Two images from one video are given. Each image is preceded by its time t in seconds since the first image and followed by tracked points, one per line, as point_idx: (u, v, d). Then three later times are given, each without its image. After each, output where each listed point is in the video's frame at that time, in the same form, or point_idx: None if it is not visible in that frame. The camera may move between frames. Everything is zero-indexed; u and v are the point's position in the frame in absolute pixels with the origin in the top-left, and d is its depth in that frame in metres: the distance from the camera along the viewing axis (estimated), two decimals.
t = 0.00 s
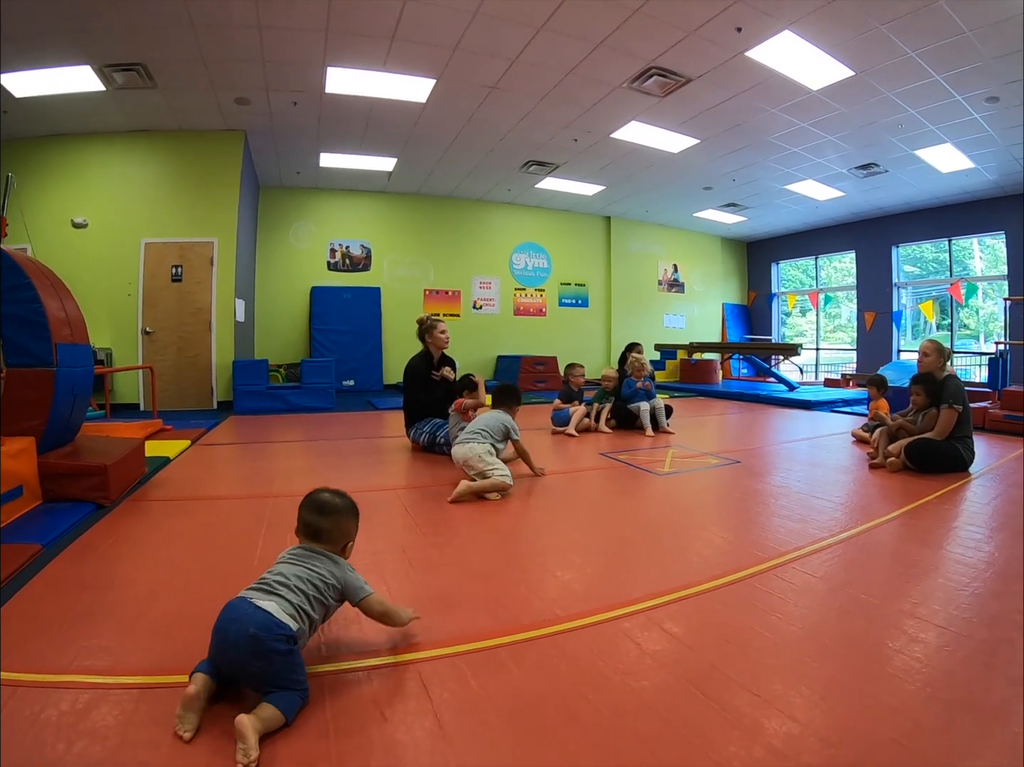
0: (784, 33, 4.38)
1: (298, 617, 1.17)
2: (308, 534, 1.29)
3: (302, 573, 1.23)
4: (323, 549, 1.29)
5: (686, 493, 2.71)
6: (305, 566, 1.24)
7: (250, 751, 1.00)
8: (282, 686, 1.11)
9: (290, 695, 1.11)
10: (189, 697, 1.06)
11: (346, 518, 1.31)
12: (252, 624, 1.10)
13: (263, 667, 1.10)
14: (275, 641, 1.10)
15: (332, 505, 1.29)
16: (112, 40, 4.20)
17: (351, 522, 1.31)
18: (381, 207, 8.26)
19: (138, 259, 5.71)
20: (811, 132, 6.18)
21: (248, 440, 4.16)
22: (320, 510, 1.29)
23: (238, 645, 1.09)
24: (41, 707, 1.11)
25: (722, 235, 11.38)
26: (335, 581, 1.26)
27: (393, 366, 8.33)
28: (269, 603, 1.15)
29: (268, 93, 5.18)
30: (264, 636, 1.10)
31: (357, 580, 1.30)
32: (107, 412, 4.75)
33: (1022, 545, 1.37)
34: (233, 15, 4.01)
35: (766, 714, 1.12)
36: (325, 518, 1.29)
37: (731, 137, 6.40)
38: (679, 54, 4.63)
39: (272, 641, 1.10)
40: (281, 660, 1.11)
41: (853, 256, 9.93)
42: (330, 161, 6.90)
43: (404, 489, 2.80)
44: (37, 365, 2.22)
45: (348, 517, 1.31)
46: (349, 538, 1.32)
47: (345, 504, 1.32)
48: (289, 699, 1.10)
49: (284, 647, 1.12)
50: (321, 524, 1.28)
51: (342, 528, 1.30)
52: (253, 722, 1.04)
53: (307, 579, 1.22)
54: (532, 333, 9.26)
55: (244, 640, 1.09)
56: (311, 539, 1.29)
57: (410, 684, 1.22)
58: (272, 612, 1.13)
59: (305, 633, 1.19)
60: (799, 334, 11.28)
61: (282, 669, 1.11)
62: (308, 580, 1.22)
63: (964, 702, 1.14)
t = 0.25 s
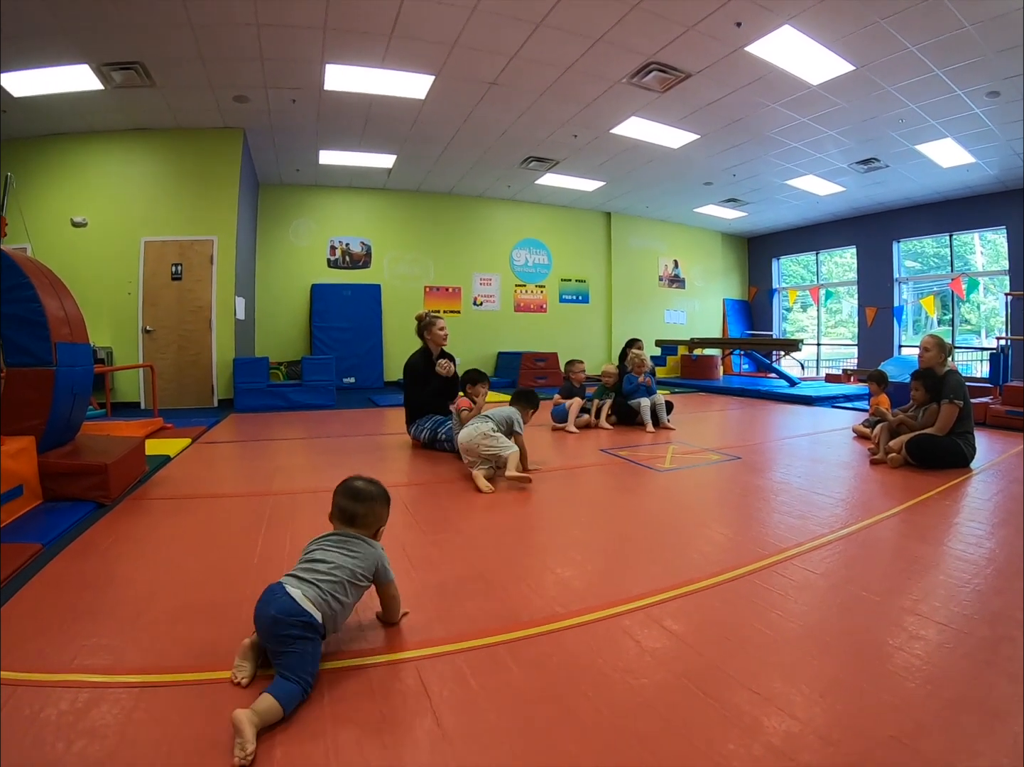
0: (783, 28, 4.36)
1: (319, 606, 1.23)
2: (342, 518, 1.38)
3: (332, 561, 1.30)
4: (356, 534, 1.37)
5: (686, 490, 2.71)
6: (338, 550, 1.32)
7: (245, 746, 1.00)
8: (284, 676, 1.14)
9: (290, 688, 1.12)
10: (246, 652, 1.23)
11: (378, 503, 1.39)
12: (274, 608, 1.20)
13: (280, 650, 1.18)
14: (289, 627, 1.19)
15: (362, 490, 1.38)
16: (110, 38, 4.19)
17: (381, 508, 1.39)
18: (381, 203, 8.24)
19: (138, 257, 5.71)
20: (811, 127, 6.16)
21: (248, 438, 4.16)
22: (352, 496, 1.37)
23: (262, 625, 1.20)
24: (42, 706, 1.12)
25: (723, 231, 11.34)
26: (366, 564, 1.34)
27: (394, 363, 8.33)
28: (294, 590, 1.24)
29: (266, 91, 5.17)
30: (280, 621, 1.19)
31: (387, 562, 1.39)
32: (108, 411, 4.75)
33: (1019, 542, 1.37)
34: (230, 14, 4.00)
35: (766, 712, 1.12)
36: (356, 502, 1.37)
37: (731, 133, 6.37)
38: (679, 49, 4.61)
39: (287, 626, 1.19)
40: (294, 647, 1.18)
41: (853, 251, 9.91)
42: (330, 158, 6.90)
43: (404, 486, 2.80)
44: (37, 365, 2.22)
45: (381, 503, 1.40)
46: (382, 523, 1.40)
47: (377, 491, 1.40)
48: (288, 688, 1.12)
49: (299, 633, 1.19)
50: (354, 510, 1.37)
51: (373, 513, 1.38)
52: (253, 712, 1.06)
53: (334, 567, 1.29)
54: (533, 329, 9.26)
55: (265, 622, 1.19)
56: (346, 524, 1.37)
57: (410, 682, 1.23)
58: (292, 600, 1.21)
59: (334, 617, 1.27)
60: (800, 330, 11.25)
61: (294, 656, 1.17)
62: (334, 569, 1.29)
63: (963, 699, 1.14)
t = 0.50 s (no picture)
0: (783, 23, 4.34)
1: (339, 592, 1.27)
2: (345, 507, 1.39)
3: (344, 548, 1.32)
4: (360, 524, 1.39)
5: (686, 485, 2.71)
6: (344, 537, 1.34)
7: (265, 732, 1.03)
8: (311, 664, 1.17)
9: (314, 674, 1.15)
10: (250, 651, 1.21)
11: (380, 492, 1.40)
12: (299, 596, 1.21)
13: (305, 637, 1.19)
14: (317, 613, 1.21)
15: (367, 480, 1.39)
16: (108, 36, 4.17)
17: (383, 498, 1.40)
18: (379, 200, 8.22)
19: (137, 256, 5.70)
20: (811, 121, 6.13)
21: (249, 435, 4.16)
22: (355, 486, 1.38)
23: (285, 614, 1.20)
24: (45, 705, 1.13)
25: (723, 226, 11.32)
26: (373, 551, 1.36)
27: (393, 360, 8.33)
28: (315, 578, 1.25)
29: (264, 88, 5.16)
30: (307, 608, 1.20)
31: (390, 550, 1.39)
32: (108, 409, 4.76)
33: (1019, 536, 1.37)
34: (227, 12, 3.99)
35: (767, 706, 1.13)
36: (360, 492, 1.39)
37: (730, 127, 6.35)
38: (678, 44, 4.59)
39: (314, 613, 1.20)
40: (320, 632, 1.20)
41: (853, 246, 9.89)
42: (328, 155, 6.87)
43: (404, 483, 2.81)
44: (36, 364, 2.22)
45: (382, 493, 1.41)
46: (384, 512, 1.41)
47: (379, 481, 1.41)
48: (313, 674, 1.14)
49: (325, 620, 1.22)
50: (357, 499, 1.38)
51: (377, 502, 1.40)
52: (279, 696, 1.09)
53: (347, 553, 1.31)
54: (533, 325, 9.26)
55: (290, 610, 1.20)
56: (348, 512, 1.38)
57: (412, 678, 1.23)
58: (317, 587, 1.23)
59: (347, 604, 1.29)
60: (800, 325, 11.24)
61: (320, 641, 1.20)
62: (349, 556, 1.31)
63: (964, 694, 1.15)
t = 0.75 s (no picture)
0: (781, 18, 4.32)
1: (343, 556, 1.39)
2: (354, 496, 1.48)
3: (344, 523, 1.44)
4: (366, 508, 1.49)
5: (685, 481, 2.72)
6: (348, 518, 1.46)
7: (313, 653, 1.26)
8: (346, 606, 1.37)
9: (351, 612, 1.36)
10: (240, 646, 1.23)
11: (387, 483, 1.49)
12: (306, 561, 1.33)
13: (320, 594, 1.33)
14: (325, 572, 1.33)
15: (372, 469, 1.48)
16: (104, 35, 4.14)
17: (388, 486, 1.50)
18: (378, 197, 8.20)
19: (135, 254, 5.69)
20: (810, 116, 6.12)
21: (249, 433, 4.17)
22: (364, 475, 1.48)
23: (295, 579, 1.31)
24: (46, 704, 1.13)
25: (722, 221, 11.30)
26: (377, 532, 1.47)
27: (393, 357, 8.33)
28: (319, 547, 1.37)
29: (262, 86, 5.13)
30: (318, 569, 1.32)
31: (389, 540, 1.48)
32: (107, 408, 4.76)
33: (1018, 532, 1.38)
34: (224, 9, 3.97)
35: (767, 701, 1.13)
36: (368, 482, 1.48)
37: (729, 123, 6.33)
38: (676, 39, 4.57)
39: (325, 572, 1.33)
40: (332, 587, 1.34)
41: (852, 241, 9.88)
42: (326, 152, 6.85)
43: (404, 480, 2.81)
44: (34, 363, 2.22)
45: (387, 482, 1.49)
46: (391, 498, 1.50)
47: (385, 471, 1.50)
48: (351, 614, 1.36)
49: (333, 577, 1.34)
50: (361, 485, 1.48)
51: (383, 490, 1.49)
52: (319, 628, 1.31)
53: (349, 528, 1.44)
54: (532, 322, 9.26)
55: (301, 574, 1.31)
56: (356, 499, 1.49)
57: (413, 676, 1.24)
58: (321, 552, 1.35)
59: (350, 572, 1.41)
60: (799, 320, 11.24)
61: (334, 594, 1.34)
62: (351, 529, 1.43)
63: (962, 688, 1.16)
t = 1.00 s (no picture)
0: (780, 14, 4.31)
1: (353, 552, 1.47)
2: (363, 489, 1.56)
3: (351, 519, 1.51)
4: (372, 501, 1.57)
5: (686, 478, 2.73)
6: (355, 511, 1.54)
7: (323, 641, 1.31)
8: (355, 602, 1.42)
9: (359, 608, 1.41)
10: (252, 641, 1.27)
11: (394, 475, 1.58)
12: (319, 558, 1.40)
13: (333, 588, 1.39)
14: (338, 568, 1.41)
15: (378, 463, 1.57)
16: (102, 33, 4.13)
17: (393, 480, 1.58)
18: (377, 194, 8.19)
19: (134, 252, 5.68)
20: (810, 113, 6.10)
21: (249, 431, 4.17)
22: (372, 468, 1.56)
23: (310, 575, 1.38)
24: (48, 703, 1.14)
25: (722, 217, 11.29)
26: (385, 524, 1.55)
27: (392, 354, 8.32)
28: (330, 544, 1.44)
29: (260, 83, 5.12)
30: (330, 565, 1.39)
31: (393, 528, 1.56)
32: (107, 406, 4.76)
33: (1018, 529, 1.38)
34: (223, 7, 3.96)
35: (768, 698, 1.14)
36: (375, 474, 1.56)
37: (728, 119, 6.31)
38: (676, 35, 4.56)
39: (337, 568, 1.40)
40: (345, 583, 1.41)
41: (852, 238, 9.87)
42: (326, 150, 6.83)
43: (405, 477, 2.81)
44: (34, 362, 2.22)
45: (393, 475, 1.58)
46: (396, 492, 1.58)
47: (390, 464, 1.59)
48: (361, 611, 1.41)
49: (346, 574, 1.42)
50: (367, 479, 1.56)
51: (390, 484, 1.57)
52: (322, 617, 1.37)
53: (357, 523, 1.51)
54: (532, 319, 9.25)
55: (315, 570, 1.38)
56: (362, 493, 1.57)
57: (414, 673, 1.24)
58: (333, 548, 1.43)
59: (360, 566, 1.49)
60: (799, 317, 11.23)
61: (346, 590, 1.41)
62: (359, 525, 1.51)
63: (962, 685, 1.16)
